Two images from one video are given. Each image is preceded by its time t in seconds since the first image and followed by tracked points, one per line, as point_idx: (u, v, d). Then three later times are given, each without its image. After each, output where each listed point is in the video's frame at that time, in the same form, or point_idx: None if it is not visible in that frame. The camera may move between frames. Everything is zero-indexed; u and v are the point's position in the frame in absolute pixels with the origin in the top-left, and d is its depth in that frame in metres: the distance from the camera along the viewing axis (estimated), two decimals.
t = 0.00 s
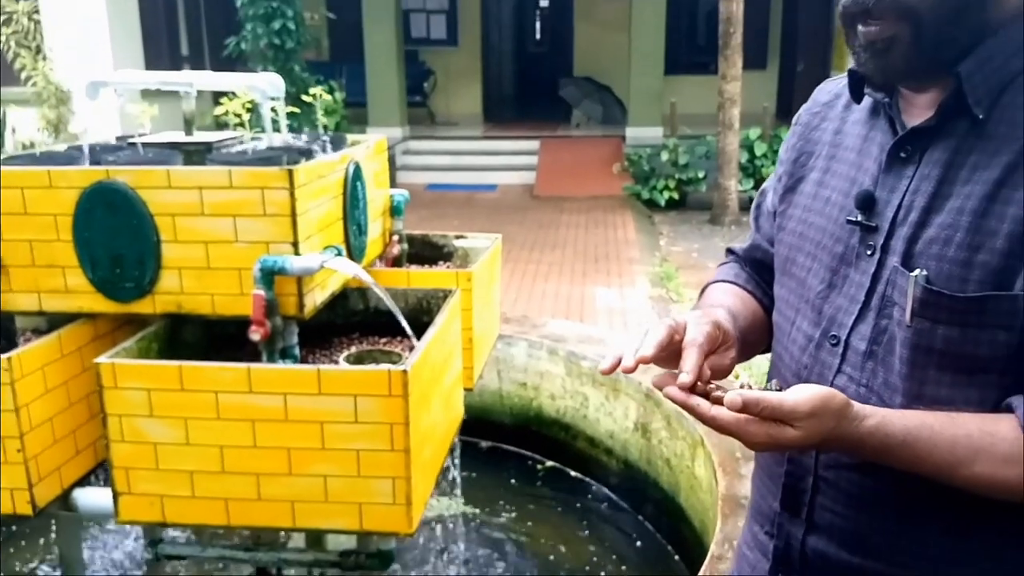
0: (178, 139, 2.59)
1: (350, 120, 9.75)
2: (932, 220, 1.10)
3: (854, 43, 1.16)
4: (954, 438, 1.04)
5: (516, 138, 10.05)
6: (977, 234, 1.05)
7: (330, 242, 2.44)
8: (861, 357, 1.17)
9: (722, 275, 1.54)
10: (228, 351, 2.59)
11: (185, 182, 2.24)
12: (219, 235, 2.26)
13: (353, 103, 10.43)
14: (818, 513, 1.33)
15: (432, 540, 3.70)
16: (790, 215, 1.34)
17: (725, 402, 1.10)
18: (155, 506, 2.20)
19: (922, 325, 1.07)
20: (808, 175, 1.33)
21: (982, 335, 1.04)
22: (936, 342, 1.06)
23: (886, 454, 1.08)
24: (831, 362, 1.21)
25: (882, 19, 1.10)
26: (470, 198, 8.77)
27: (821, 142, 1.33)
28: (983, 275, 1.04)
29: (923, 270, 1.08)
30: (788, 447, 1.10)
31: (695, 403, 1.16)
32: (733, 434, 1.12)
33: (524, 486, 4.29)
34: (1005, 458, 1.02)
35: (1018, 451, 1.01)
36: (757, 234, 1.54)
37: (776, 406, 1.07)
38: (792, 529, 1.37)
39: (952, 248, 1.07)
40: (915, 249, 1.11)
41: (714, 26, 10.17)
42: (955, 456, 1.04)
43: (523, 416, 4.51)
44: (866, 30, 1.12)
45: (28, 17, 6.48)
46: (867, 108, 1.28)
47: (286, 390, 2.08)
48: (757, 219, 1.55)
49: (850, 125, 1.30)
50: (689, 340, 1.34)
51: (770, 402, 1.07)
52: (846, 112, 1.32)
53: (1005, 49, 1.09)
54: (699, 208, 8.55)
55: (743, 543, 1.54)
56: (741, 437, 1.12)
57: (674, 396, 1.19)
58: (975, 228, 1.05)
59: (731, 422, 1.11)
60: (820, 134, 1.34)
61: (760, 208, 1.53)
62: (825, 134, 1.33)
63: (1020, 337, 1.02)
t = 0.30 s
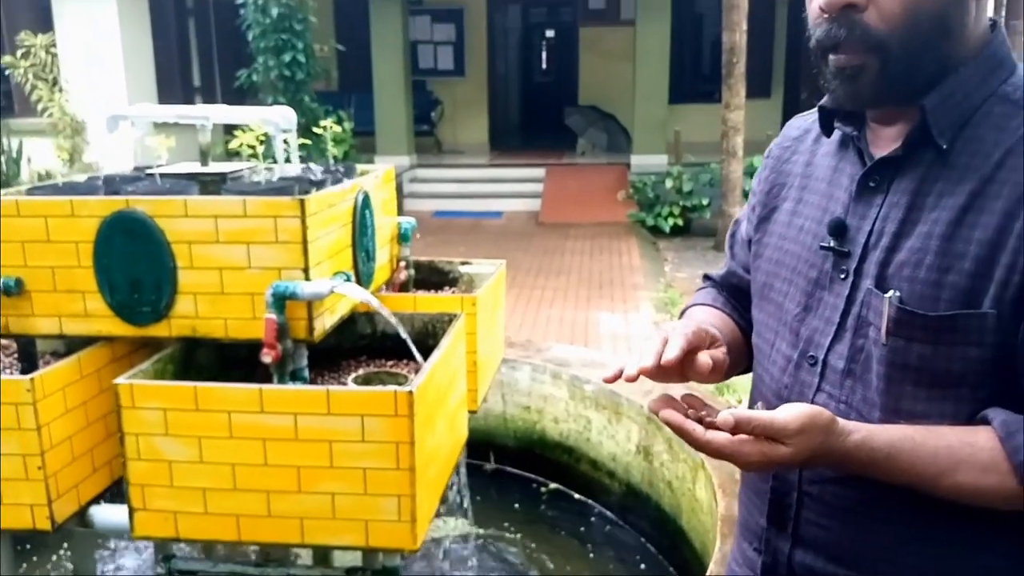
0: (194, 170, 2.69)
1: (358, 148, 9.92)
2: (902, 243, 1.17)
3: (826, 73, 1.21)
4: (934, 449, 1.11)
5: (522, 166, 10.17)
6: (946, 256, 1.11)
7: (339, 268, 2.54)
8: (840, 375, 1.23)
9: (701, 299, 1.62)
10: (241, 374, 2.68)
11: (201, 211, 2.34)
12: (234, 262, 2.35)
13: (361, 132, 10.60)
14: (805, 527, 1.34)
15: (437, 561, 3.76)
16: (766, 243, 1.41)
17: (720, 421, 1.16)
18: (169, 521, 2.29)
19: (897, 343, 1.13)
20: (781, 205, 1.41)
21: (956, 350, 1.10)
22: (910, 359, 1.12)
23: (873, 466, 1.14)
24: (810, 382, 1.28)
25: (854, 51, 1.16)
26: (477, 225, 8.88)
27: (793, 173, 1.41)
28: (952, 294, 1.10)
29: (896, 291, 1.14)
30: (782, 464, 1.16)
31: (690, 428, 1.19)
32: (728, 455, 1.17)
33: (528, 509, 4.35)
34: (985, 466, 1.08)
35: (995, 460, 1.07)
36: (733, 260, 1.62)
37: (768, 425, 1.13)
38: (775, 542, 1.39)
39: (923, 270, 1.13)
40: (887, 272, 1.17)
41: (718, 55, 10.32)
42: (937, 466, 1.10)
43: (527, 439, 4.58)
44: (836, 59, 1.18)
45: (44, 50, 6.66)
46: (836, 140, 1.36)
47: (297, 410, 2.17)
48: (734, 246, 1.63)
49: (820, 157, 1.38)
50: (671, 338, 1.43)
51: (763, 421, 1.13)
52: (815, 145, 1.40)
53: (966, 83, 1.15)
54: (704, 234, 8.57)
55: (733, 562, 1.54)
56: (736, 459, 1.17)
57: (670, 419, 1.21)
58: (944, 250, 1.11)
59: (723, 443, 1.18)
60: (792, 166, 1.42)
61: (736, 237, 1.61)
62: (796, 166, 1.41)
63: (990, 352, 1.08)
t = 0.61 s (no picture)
0: (211, 200, 2.80)
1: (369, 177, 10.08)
2: (872, 266, 1.25)
3: (799, 109, 1.31)
4: (911, 455, 1.16)
5: (530, 194, 10.28)
6: (913, 278, 1.19)
7: (350, 294, 2.65)
8: (817, 391, 1.31)
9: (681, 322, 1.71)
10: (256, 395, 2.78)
11: (218, 240, 2.45)
12: (250, 288, 2.46)
13: (373, 161, 10.77)
14: (785, 537, 1.39)
15: None
16: (745, 269, 1.51)
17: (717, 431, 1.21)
18: (184, 537, 2.38)
19: (870, 360, 1.21)
20: (757, 234, 1.51)
21: (926, 367, 1.17)
22: (882, 375, 1.20)
23: (856, 474, 1.18)
24: (788, 398, 1.36)
25: (825, 91, 1.25)
26: (485, 252, 8.99)
27: (768, 204, 1.51)
28: (920, 313, 1.18)
29: (868, 310, 1.22)
30: (773, 472, 1.19)
31: (685, 437, 1.24)
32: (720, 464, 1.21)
33: (535, 531, 4.41)
34: (959, 471, 1.13)
35: (968, 465, 1.13)
36: (712, 287, 1.72)
37: (759, 434, 1.18)
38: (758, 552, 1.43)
39: (891, 291, 1.21)
40: (859, 293, 1.25)
41: (723, 86, 10.46)
42: (916, 472, 1.15)
43: (533, 461, 4.65)
44: (809, 98, 1.27)
45: (65, 82, 6.82)
46: (808, 173, 1.46)
47: (309, 430, 2.27)
48: (712, 273, 1.73)
49: (794, 188, 1.48)
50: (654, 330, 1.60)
51: (756, 430, 1.18)
52: (789, 178, 1.51)
53: (929, 118, 1.25)
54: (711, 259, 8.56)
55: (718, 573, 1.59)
56: (728, 468, 1.21)
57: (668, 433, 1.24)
58: (911, 273, 1.19)
59: (718, 451, 1.21)
60: (766, 198, 1.52)
61: (714, 265, 1.71)
62: (771, 198, 1.52)
63: (955, 366, 1.16)
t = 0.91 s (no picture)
0: (229, 227, 2.92)
1: (382, 204, 10.23)
2: (829, 288, 1.37)
3: (762, 138, 1.40)
4: (881, 472, 1.25)
5: (541, 220, 10.39)
6: (868, 298, 1.31)
7: (362, 316, 2.76)
8: (783, 404, 1.42)
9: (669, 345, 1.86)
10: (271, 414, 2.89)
11: (235, 265, 2.57)
12: (266, 311, 2.57)
13: (387, 189, 10.92)
14: (758, 542, 1.47)
15: None
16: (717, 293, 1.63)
17: (710, 473, 1.23)
18: (201, 551, 2.48)
19: (829, 374, 1.33)
20: (728, 260, 1.63)
21: (880, 378, 1.30)
22: (841, 387, 1.32)
23: (831, 493, 1.26)
24: (757, 410, 1.46)
25: (789, 120, 1.35)
26: (497, 277, 9.09)
27: (737, 233, 1.64)
28: (874, 330, 1.30)
29: (827, 328, 1.34)
30: (762, 504, 1.24)
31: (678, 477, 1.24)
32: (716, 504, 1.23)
33: (543, 551, 4.46)
34: (925, 484, 1.23)
35: (931, 477, 1.23)
36: (692, 312, 1.84)
37: (750, 469, 1.22)
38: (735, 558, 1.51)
39: (848, 310, 1.33)
40: (819, 312, 1.37)
41: (731, 115, 10.57)
42: (886, 487, 1.24)
43: (542, 481, 4.73)
44: (772, 125, 1.36)
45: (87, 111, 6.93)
46: (771, 203, 1.59)
47: (321, 447, 2.37)
48: (692, 300, 1.85)
49: (760, 218, 1.60)
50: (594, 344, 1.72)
51: (747, 466, 1.22)
52: (754, 207, 1.63)
53: (878, 150, 1.38)
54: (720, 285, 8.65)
55: None
56: (721, 505, 1.24)
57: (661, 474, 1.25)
58: (865, 293, 1.32)
59: (711, 490, 1.24)
60: (735, 227, 1.65)
61: (693, 292, 1.83)
62: (739, 226, 1.64)
63: (907, 380, 1.29)
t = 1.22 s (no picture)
0: (249, 247, 3.03)
1: (395, 226, 10.38)
2: (817, 299, 1.46)
3: (760, 155, 1.48)
4: (875, 479, 1.30)
5: (553, 243, 10.48)
6: (853, 309, 1.40)
7: (375, 333, 2.85)
8: (773, 411, 1.50)
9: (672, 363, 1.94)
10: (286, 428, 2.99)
11: (256, 282, 2.66)
12: (283, 327, 2.67)
13: (400, 212, 11.07)
14: (746, 544, 1.56)
15: None
16: (713, 308, 1.72)
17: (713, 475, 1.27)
18: (219, 560, 2.56)
19: (816, 381, 1.41)
20: (723, 278, 1.72)
21: (866, 386, 1.37)
22: (828, 394, 1.40)
23: (829, 500, 1.30)
24: (748, 417, 1.55)
25: (786, 138, 1.43)
26: (508, 299, 9.17)
27: (732, 252, 1.73)
28: (859, 339, 1.38)
29: (814, 337, 1.42)
30: (764, 508, 1.27)
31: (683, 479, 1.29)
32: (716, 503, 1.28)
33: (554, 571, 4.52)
34: (918, 488, 1.28)
35: (924, 482, 1.28)
36: (691, 331, 1.93)
37: (751, 474, 1.26)
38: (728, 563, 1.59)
39: (834, 320, 1.41)
40: (807, 321, 1.45)
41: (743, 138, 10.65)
42: (880, 492, 1.29)
43: (551, 502, 4.76)
44: (771, 144, 1.44)
45: (109, 136, 7.09)
46: (764, 222, 1.68)
47: (336, 459, 2.46)
48: (691, 320, 1.94)
49: (753, 236, 1.69)
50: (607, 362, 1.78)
51: (748, 469, 1.26)
52: (748, 227, 1.73)
53: (865, 170, 1.46)
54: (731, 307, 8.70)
55: None
56: (722, 507, 1.28)
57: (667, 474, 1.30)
58: (851, 305, 1.40)
59: (714, 492, 1.27)
60: (730, 246, 1.74)
61: (692, 312, 1.93)
62: (733, 246, 1.74)
63: (892, 387, 1.36)
